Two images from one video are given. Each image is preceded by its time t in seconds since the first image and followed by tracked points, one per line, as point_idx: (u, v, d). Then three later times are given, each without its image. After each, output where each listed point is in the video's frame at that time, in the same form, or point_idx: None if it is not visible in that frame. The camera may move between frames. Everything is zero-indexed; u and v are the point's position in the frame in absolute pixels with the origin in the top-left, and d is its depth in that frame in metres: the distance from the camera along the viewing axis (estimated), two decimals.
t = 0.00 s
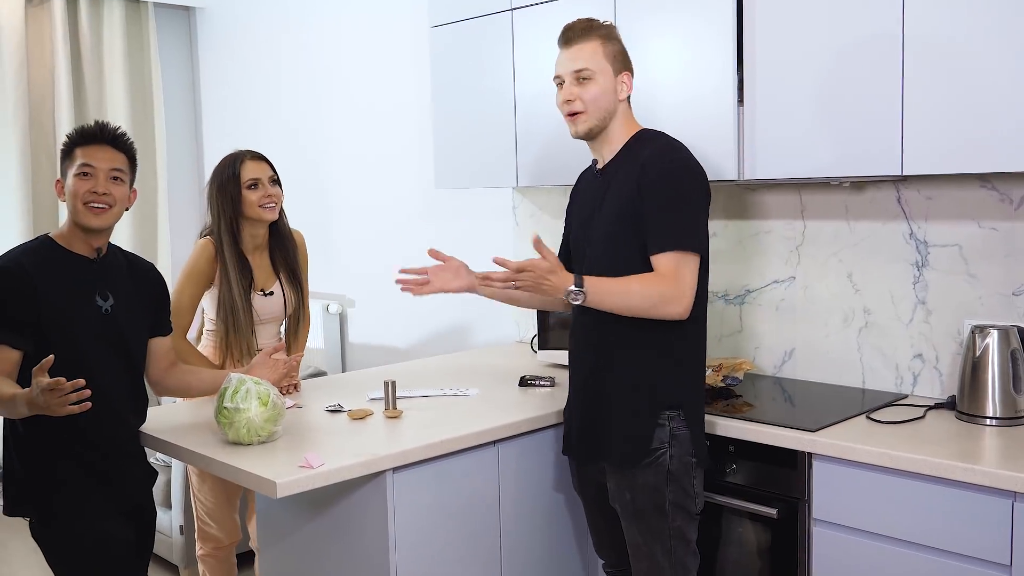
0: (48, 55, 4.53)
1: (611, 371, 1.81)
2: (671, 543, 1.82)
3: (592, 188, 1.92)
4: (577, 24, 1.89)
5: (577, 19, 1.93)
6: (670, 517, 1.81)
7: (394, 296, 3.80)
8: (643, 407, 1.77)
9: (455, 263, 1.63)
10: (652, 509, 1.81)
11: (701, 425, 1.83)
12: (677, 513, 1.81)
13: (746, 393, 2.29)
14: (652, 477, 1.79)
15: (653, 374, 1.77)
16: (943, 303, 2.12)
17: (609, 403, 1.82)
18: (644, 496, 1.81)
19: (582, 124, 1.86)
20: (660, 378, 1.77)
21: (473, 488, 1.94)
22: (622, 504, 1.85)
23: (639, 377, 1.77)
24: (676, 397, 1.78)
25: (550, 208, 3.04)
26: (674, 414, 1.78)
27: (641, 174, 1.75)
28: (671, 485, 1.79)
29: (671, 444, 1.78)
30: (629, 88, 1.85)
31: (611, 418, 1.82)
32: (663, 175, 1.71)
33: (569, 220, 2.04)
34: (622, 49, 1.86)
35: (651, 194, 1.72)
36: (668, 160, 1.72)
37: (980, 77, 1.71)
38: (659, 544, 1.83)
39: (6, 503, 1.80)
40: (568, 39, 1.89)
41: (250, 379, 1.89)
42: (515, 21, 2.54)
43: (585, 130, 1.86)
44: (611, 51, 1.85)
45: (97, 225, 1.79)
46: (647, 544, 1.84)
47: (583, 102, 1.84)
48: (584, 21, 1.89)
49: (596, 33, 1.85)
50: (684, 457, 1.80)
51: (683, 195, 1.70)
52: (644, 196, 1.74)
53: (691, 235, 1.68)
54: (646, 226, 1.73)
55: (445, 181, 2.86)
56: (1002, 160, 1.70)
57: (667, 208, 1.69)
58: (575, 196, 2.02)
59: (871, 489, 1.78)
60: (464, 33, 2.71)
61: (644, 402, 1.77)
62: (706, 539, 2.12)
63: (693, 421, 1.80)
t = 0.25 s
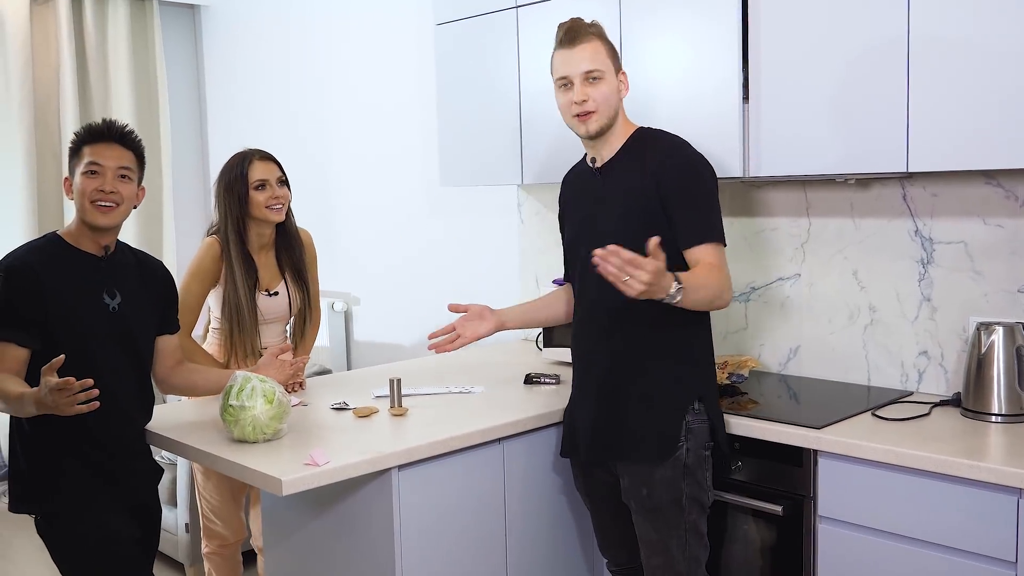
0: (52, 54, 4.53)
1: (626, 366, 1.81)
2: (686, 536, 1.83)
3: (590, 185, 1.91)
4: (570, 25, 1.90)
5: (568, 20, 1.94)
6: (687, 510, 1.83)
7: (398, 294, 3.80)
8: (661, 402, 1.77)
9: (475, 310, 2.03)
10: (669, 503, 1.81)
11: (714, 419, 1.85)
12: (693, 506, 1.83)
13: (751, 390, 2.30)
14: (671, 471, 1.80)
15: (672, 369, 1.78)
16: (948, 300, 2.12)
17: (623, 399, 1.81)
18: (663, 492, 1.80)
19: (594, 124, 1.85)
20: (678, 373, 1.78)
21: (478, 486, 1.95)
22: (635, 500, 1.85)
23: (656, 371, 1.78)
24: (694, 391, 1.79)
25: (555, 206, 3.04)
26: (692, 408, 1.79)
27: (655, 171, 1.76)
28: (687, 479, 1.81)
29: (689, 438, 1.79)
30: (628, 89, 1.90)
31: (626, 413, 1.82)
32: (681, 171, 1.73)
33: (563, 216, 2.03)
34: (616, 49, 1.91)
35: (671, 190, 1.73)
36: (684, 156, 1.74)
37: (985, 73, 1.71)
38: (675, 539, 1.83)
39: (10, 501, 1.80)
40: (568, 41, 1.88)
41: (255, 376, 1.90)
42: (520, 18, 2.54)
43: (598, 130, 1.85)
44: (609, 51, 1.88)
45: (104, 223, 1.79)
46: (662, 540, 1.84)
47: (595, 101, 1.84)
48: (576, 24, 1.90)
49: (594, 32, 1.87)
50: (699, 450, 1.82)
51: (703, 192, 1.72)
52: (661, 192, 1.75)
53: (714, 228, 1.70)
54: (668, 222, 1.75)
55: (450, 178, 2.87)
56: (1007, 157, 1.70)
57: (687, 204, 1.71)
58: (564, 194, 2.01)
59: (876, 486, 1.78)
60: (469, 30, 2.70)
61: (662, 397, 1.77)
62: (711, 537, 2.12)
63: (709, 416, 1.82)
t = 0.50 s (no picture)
0: (55, 54, 4.54)
1: (632, 364, 1.81)
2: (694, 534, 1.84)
3: (590, 184, 1.90)
4: (563, 30, 1.89)
5: (562, 24, 1.93)
6: (695, 507, 1.83)
7: (401, 294, 3.80)
8: (669, 399, 1.78)
9: (460, 308, 2.04)
10: (677, 501, 1.81)
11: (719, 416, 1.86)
12: (701, 503, 1.83)
13: (753, 388, 2.30)
14: (679, 468, 1.80)
15: (679, 367, 1.78)
16: (951, 300, 2.11)
17: (629, 397, 1.82)
18: (671, 489, 1.81)
19: (597, 127, 1.84)
20: (685, 370, 1.79)
21: (481, 485, 1.95)
22: (642, 498, 1.85)
23: (663, 369, 1.78)
24: (701, 388, 1.80)
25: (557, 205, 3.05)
26: (699, 404, 1.80)
27: (660, 169, 1.77)
28: (695, 475, 1.82)
29: (697, 435, 1.79)
30: (623, 91, 1.91)
31: (633, 411, 1.82)
32: (686, 169, 1.74)
33: (560, 216, 2.02)
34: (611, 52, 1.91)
35: (677, 188, 1.74)
36: (686, 155, 1.75)
37: (987, 73, 1.71)
38: (683, 536, 1.83)
39: (15, 499, 1.81)
40: (565, 46, 1.87)
41: (258, 375, 1.90)
42: (522, 17, 2.54)
43: (601, 133, 1.85)
44: (606, 54, 1.88)
45: (112, 223, 1.79)
46: (670, 537, 1.84)
47: (597, 104, 1.83)
48: (569, 28, 1.89)
49: (590, 35, 1.87)
50: (707, 447, 1.82)
51: (710, 190, 1.73)
52: (667, 190, 1.76)
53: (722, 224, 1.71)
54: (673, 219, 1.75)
55: (452, 178, 2.87)
56: (1010, 156, 1.69)
57: (694, 202, 1.72)
58: (558, 194, 2.00)
59: (879, 486, 1.78)
60: (471, 30, 2.71)
61: (669, 394, 1.78)
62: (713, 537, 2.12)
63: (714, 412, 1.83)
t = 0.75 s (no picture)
0: (56, 56, 4.54)
1: (633, 365, 1.81)
2: (695, 534, 1.83)
3: (588, 185, 1.90)
4: (561, 32, 1.90)
5: (561, 27, 1.95)
6: (697, 508, 1.83)
7: (401, 295, 3.81)
8: (671, 400, 1.78)
9: (455, 304, 2.07)
10: (679, 501, 1.81)
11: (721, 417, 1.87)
12: (703, 504, 1.83)
13: (753, 389, 2.30)
14: (681, 469, 1.80)
15: (681, 367, 1.78)
16: (951, 300, 2.11)
17: (631, 397, 1.82)
18: (672, 489, 1.81)
19: (595, 128, 1.85)
20: (686, 371, 1.79)
21: (480, 486, 1.95)
22: (644, 498, 1.85)
23: (665, 370, 1.78)
24: (703, 388, 1.80)
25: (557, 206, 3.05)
26: (701, 404, 1.80)
27: (661, 171, 1.77)
28: (697, 475, 1.81)
29: (699, 435, 1.79)
30: (622, 93, 1.91)
31: (635, 412, 1.82)
32: (685, 170, 1.74)
33: (558, 217, 2.03)
34: (608, 53, 1.92)
35: (678, 189, 1.74)
36: (685, 157, 1.75)
37: (987, 73, 1.71)
38: (685, 536, 1.83)
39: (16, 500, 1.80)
40: (564, 48, 1.88)
41: (258, 377, 1.90)
42: (523, 19, 2.54)
43: (599, 133, 1.85)
44: (604, 55, 1.89)
45: (115, 225, 1.80)
46: (672, 537, 1.84)
47: (595, 104, 1.84)
48: (569, 30, 1.90)
49: (588, 37, 1.88)
50: (710, 448, 1.82)
51: (710, 191, 1.73)
52: (667, 192, 1.76)
53: (722, 225, 1.71)
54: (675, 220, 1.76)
55: (453, 179, 2.87)
56: (1010, 156, 1.70)
57: (694, 202, 1.72)
58: (557, 195, 2.00)
59: (879, 486, 1.78)
60: (472, 31, 2.71)
61: (671, 394, 1.78)
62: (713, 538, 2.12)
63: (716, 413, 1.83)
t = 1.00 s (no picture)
0: (54, 60, 4.54)
1: (631, 369, 1.81)
2: (692, 538, 1.84)
3: (587, 190, 1.90)
4: (560, 35, 1.90)
5: (562, 29, 1.95)
6: (693, 512, 1.83)
7: (400, 298, 3.80)
8: (669, 403, 1.78)
9: (467, 317, 2.06)
10: (676, 505, 1.81)
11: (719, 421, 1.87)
12: (700, 508, 1.83)
13: (752, 392, 2.30)
14: (678, 472, 1.80)
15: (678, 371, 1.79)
16: (949, 303, 2.12)
17: (628, 401, 1.82)
18: (669, 493, 1.81)
19: (585, 132, 1.85)
20: (684, 375, 1.79)
21: (479, 490, 1.95)
22: (642, 502, 1.85)
23: (663, 374, 1.79)
24: (701, 392, 1.81)
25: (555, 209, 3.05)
26: (699, 408, 1.80)
27: (659, 176, 1.77)
28: (694, 479, 1.81)
29: (697, 439, 1.79)
30: (619, 95, 1.90)
31: (633, 415, 1.82)
32: (683, 174, 1.74)
33: (559, 222, 2.03)
34: (607, 57, 1.90)
35: (676, 193, 1.74)
36: (683, 161, 1.75)
37: (985, 76, 1.71)
38: (682, 540, 1.83)
39: (15, 504, 1.80)
40: (559, 51, 1.89)
41: (256, 381, 1.90)
42: (521, 22, 2.54)
43: (589, 138, 1.86)
44: (601, 59, 1.88)
45: (112, 229, 1.79)
46: (669, 540, 1.84)
47: (586, 109, 1.84)
48: (570, 31, 1.90)
49: (585, 40, 1.87)
50: (707, 452, 1.82)
51: (708, 195, 1.73)
52: (664, 196, 1.76)
53: (720, 229, 1.71)
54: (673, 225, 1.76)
55: (451, 183, 2.87)
56: (1007, 159, 1.70)
57: (692, 207, 1.73)
58: (559, 200, 2.01)
59: (879, 489, 1.78)
60: (470, 35, 2.71)
61: (669, 398, 1.78)
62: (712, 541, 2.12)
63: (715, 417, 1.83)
